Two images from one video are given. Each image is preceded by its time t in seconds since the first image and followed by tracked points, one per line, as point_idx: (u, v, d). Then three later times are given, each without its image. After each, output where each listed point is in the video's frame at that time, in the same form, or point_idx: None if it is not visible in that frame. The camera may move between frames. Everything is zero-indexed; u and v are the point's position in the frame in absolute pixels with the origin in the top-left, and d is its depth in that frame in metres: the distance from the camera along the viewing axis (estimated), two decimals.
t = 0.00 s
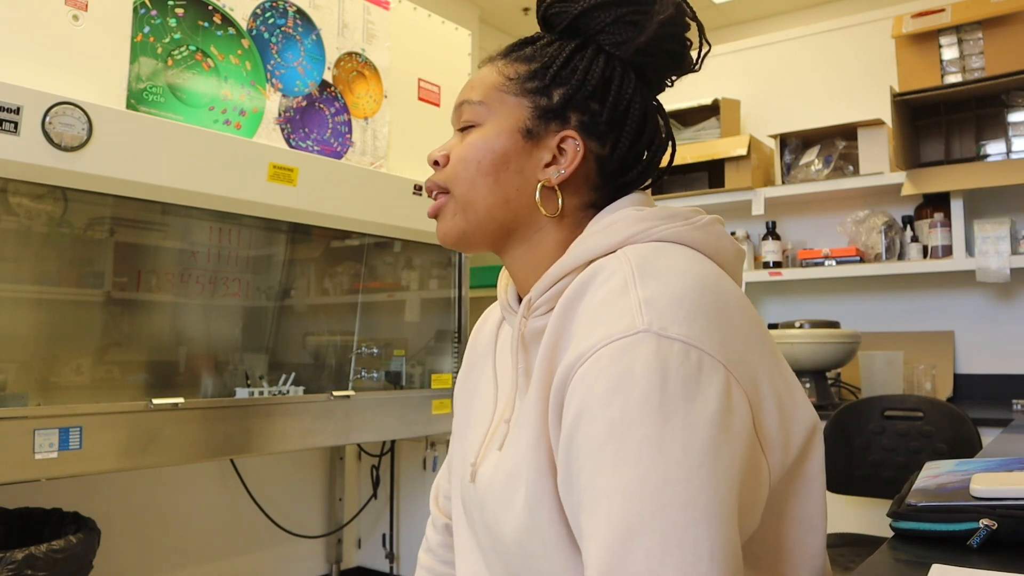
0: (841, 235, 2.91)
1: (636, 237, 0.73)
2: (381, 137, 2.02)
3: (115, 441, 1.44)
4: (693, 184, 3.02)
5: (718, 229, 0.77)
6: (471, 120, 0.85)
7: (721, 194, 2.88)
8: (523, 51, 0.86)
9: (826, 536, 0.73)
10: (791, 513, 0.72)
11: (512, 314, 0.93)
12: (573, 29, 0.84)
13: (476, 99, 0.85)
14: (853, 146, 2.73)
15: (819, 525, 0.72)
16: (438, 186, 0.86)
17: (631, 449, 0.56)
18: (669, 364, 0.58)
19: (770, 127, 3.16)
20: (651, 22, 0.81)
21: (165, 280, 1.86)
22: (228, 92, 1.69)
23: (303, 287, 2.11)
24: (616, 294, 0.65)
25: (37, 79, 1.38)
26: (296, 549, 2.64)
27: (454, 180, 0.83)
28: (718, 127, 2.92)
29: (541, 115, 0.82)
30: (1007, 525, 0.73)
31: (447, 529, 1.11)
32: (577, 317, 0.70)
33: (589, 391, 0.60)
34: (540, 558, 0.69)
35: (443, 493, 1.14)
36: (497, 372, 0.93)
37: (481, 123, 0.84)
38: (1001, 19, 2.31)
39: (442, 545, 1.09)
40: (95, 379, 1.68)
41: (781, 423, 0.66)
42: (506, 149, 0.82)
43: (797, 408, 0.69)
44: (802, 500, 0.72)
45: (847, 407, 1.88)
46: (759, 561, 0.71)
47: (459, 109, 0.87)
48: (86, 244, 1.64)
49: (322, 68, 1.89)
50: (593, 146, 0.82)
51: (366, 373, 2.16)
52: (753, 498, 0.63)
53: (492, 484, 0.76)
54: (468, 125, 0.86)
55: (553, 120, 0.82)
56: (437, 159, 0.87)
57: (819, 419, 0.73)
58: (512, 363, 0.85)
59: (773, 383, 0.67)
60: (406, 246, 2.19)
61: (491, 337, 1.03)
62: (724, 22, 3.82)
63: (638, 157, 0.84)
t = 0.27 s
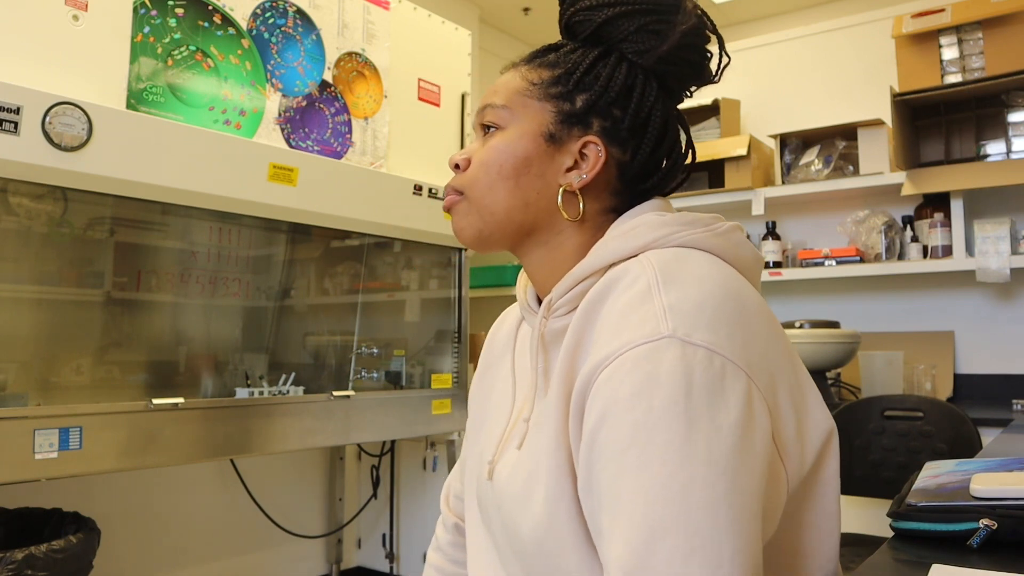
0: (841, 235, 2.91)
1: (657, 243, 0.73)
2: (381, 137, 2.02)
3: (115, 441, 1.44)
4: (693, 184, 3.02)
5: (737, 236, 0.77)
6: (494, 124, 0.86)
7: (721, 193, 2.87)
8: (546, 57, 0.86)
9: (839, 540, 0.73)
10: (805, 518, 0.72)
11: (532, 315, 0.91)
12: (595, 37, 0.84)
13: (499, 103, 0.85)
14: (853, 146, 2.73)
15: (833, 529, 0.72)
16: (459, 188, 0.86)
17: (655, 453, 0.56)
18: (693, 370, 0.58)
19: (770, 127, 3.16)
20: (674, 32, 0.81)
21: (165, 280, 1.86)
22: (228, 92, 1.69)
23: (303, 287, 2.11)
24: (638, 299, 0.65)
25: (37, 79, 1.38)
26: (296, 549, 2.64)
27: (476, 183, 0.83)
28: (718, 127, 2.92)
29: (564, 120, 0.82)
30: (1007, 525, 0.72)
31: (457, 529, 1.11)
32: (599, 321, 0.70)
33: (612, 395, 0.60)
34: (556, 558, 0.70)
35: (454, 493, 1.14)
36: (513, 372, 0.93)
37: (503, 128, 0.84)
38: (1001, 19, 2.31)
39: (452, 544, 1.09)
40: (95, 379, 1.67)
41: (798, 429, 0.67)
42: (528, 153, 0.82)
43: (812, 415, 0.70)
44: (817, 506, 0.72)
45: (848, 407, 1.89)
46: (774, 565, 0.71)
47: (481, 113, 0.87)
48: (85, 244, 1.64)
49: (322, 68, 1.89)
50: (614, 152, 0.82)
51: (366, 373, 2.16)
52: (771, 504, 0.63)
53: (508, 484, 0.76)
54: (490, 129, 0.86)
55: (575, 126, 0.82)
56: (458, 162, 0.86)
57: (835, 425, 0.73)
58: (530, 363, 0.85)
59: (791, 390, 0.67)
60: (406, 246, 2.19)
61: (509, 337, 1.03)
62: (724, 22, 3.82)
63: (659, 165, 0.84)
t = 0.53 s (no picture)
0: (841, 235, 2.91)
1: (669, 249, 0.73)
2: (381, 137, 2.02)
3: (116, 441, 1.44)
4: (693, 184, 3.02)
5: (747, 242, 0.77)
6: (504, 131, 0.86)
7: (721, 193, 2.87)
8: (557, 64, 0.86)
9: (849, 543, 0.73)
10: (817, 523, 0.72)
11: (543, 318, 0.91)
12: (605, 44, 0.84)
13: (510, 110, 0.85)
14: (853, 146, 2.73)
15: (843, 532, 0.73)
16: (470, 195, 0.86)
17: (672, 461, 0.56)
18: (709, 378, 0.58)
19: (769, 127, 3.16)
20: (684, 39, 0.82)
21: (165, 280, 1.86)
22: (227, 92, 1.69)
23: (303, 287, 2.11)
24: (652, 307, 0.65)
25: (37, 79, 1.38)
26: (295, 549, 2.64)
27: (487, 189, 0.83)
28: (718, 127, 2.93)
29: (575, 126, 0.82)
30: (1007, 525, 0.72)
31: (465, 530, 1.11)
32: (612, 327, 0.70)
33: (628, 402, 0.60)
34: (568, 562, 0.70)
35: (463, 494, 1.14)
36: (524, 374, 0.93)
37: (514, 134, 0.84)
38: (1001, 19, 2.31)
39: (460, 545, 1.09)
40: (95, 379, 1.67)
41: (809, 435, 0.67)
42: (539, 160, 0.82)
43: (822, 421, 0.70)
44: (827, 511, 0.72)
45: (848, 408, 1.90)
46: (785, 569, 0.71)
47: (492, 119, 0.87)
48: (85, 244, 1.64)
49: (322, 68, 1.89)
50: (624, 157, 0.82)
51: (366, 373, 2.16)
52: (784, 511, 0.63)
53: (519, 488, 0.75)
54: (501, 135, 0.86)
55: (585, 132, 0.82)
56: (469, 168, 0.87)
57: (845, 430, 0.73)
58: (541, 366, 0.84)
59: (803, 397, 0.67)
60: (406, 246, 2.19)
61: (520, 340, 1.03)
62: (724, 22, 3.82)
63: (669, 170, 0.84)
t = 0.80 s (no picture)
0: (841, 235, 2.91)
1: (668, 249, 0.73)
2: (381, 137, 2.02)
3: (116, 441, 1.44)
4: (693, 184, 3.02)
5: (746, 242, 0.77)
6: (506, 131, 0.86)
7: (721, 194, 2.87)
8: (558, 65, 0.86)
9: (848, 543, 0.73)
10: (815, 522, 0.72)
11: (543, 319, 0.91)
12: (606, 45, 0.84)
13: (512, 111, 0.85)
14: (853, 146, 2.73)
15: (842, 531, 0.72)
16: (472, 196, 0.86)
17: (669, 459, 0.56)
18: (706, 377, 0.58)
19: (770, 127, 3.16)
20: (684, 40, 0.82)
21: (165, 280, 1.86)
22: (228, 92, 1.69)
23: (303, 286, 2.11)
24: (650, 306, 0.65)
25: (37, 79, 1.38)
26: (296, 549, 2.64)
27: (488, 190, 0.83)
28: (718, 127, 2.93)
29: (575, 127, 0.82)
30: (1007, 525, 0.72)
31: (466, 530, 1.11)
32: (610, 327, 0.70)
33: (626, 401, 0.60)
34: (566, 560, 0.70)
35: (464, 494, 1.14)
36: (524, 374, 0.93)
37: (515, 135, 0.84)
38: (1001, 19, 2.31)
39: (461, 545, 1.09)
40: (95, 379, 1.67)
41: (806, 434, 0.67)
42: (540, 160, 0.82)
43: (820, 420, 0.70)
44: (826, 510, 0.72)
45: (847, 408, 1.90)
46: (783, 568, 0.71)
47: (493, 120, 0.87)
48: (85, 244, 1.64)
49: (322, 68, 1.89)
50: (624, 158, 0.82)
51: (365, 373, 2.16)
52: (782, 510, 0.63)
53: (518, 487, 0.75)
54: (502, 136, 0.86)
55: (586, 132, 0.82)
56: (470, 169, 0.87)
57: (843, 429, 0.73)
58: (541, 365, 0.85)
59: (800, 396, 0.67)
60: (406, 246, 2.19)
61: (521, 341, 1.03)
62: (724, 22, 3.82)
63: (670, 171, 0.84)
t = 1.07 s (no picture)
0: (841, 235, 2.91)
1: (659, 248, 0.73)
2: (382, 137, 2.02)
3: (116, 441, 1.44)
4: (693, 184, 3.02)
5: (738, 240, 0.77)
6: (497, 131, 0.86)
7: (721, 193, 2.87)
8: (550, 65, 0.86)
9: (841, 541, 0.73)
10: (809, 520, 0.72)
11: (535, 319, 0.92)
12: (598, 45, 0.84)
13: (503, 111, 0.85)
14: (853, 146, 2.73)
15: (835, 529, 0.73)
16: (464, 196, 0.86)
17: (660, 458, 0.56)
18: (696, 376, 0.58)
19: (770, 127, 3.16)
20: (676, 40, 0.82)
21: (166, 280, 1.86)
22: (228, 92, 1.69)
23: (303, 286, 2.11)
24: (640, 306, 0.65)
25: (37, 79, 1.38)
26: (296, 549, 2.64)
27: (480, 190, 0.84)
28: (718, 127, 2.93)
29: (567, 127, 0.82)
30: (1007, 525, 0.72)
31: (463, 530, 1.11)
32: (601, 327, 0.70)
33: (617, 401, 0.60)
34: (560, 560, 0.70)
35: (460, 494, 1.14)
36: (518, 374, 0.93)
37: (507, 135, 0.84)
38: (1001, 19, 2.31)
39: (458, 545, 1.09)
40: (95, 378, 1.67)
41: (798, 432, 0.67)
42: (531, 160, 0.82)
43: (812, 418, 0.70)
44: (819, 508, 0.72)
45: (846, 409, 1.88)
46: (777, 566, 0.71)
47: (485, 120, 0.87)
48: (85, 244, 1.64)
49: (322, 68, 1.89)
50: (616, 158, 0.82)
51: (366, 373, 2.16)
52: (774, 508, 0.63)
53: (513, 487, 0.76)
54: (494, 136, 0.86)
55: (577, 132, 0.82)
56: (462, 168, 0.87)
57: (836, 427, 0.73)
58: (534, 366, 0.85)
59: (792, 394, 0.67)
60: (407, 246, 2.19)
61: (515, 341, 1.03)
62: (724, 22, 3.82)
63: (662, 171, 0.84)
